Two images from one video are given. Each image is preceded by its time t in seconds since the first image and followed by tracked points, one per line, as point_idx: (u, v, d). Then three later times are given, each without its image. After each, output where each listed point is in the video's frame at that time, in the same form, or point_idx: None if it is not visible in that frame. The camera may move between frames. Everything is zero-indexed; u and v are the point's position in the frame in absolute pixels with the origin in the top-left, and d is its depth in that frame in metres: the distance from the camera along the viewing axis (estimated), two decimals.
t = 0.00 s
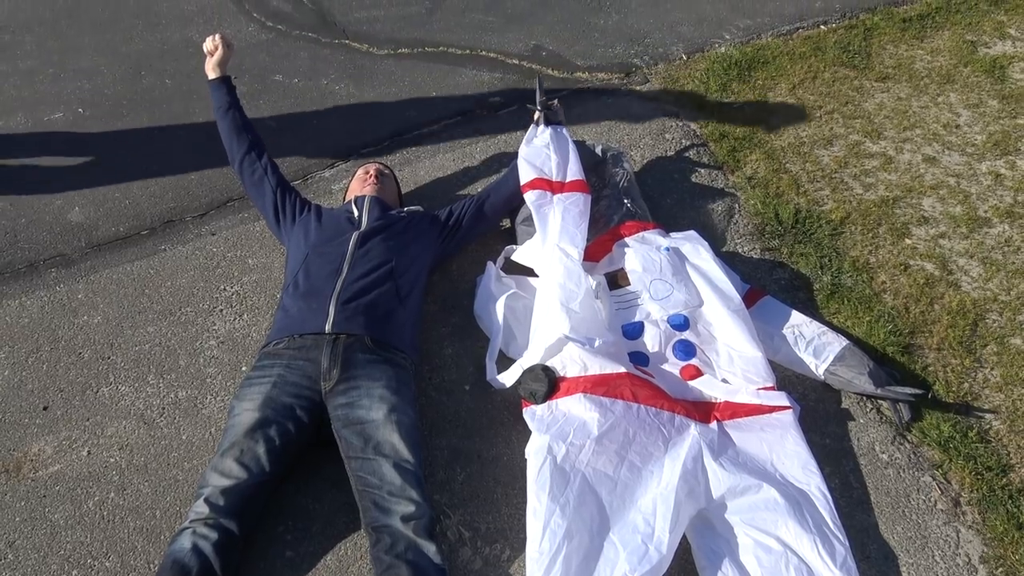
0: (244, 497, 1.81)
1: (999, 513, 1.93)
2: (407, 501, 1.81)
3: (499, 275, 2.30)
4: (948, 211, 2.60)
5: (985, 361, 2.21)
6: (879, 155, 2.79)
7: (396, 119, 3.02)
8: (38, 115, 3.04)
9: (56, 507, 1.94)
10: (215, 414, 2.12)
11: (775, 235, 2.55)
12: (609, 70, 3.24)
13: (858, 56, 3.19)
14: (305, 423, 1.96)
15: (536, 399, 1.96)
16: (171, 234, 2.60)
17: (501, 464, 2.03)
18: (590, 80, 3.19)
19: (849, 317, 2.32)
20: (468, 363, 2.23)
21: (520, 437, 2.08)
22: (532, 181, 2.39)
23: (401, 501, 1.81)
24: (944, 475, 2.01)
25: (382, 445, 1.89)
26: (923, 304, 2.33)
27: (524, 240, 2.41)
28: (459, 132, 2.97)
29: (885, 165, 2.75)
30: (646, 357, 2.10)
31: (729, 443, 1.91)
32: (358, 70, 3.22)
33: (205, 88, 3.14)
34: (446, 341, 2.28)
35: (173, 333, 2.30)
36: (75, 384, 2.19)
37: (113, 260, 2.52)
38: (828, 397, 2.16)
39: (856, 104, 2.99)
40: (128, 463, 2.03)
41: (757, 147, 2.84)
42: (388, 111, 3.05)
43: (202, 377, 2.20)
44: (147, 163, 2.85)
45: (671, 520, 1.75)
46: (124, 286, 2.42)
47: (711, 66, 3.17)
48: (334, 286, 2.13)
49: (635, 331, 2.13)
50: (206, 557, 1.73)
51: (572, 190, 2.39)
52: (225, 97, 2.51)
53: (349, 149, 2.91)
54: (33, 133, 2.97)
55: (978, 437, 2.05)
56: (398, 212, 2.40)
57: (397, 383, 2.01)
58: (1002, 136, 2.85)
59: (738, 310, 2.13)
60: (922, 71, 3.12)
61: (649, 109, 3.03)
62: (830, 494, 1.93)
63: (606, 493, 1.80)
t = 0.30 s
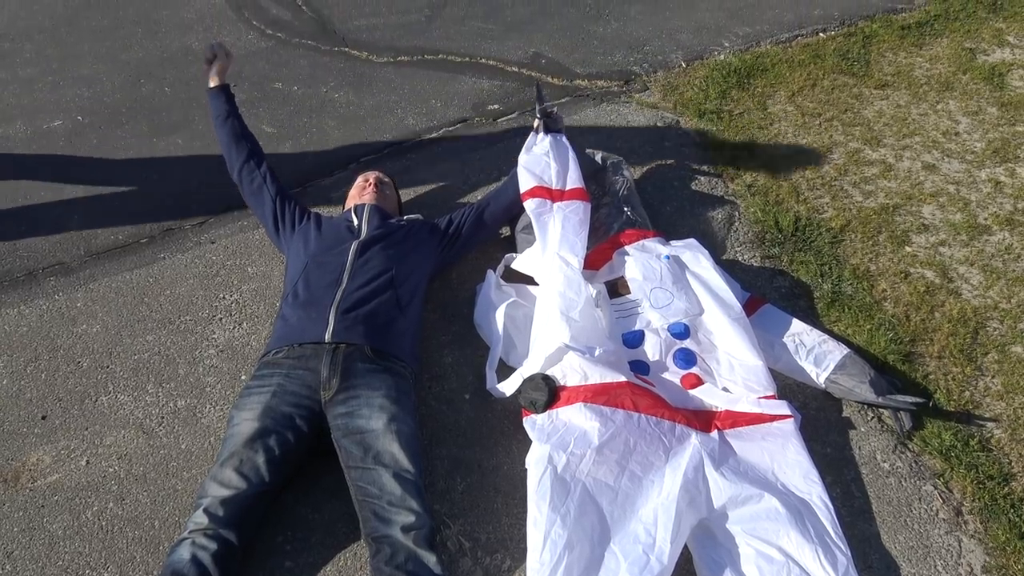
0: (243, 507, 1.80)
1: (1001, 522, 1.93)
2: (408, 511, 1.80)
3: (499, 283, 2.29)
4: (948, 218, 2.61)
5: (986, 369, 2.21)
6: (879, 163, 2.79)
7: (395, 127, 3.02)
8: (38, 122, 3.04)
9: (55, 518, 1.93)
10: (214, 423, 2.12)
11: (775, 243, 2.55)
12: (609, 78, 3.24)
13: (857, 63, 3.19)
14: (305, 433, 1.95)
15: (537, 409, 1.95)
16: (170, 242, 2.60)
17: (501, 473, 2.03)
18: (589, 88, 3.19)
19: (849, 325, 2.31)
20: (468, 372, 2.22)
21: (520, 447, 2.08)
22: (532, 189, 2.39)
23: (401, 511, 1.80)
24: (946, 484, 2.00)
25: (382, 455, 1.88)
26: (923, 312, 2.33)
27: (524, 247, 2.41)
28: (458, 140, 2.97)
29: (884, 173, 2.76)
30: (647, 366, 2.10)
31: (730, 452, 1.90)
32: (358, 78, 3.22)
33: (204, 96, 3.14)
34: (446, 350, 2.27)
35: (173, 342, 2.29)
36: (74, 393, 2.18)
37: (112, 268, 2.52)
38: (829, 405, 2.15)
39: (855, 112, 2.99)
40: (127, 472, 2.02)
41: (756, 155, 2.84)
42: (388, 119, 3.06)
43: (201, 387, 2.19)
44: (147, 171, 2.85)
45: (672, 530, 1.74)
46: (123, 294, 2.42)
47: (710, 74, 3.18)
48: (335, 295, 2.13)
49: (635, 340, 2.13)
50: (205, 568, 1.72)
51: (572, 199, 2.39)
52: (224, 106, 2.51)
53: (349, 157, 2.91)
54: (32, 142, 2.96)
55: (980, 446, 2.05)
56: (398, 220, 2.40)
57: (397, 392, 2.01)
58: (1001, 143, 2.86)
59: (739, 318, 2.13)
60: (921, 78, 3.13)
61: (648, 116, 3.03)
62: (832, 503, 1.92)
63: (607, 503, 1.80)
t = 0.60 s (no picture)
0: (244, 520, 1.79)
1: (1005, 533, 1.91)
2: (408, 524, 1.78)
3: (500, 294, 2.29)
4: (950, 226, 2.60)
5: (989, 378, 2.20)
6: (880, 170, 2.79)
7: (395, 136, 3.02)
8: (37, 132, 3.03)
9: (53, 531, 1.92)
10: (213, 435, 2.11)
11: (777, 251, 2.54)
12: (609, 86, 3.24)
13: (858, 70, 3.19)
14: (306, 445, 1.94)
15: (538, 421, 1.94)
16: (170, 252, 2.59)
17: (503, 485, 2.01)
18: (590, 96, 3.19)
19: (851, 334, 2.30)
20: (469, 382, 2.21)
21: (521, 458, 2.06)
22: (534, 199, 2.39)
23: (401, 524, 1.78)
24: (950, 494, 1.99)
25: (383, 467, 1.87)
26: (925, 320, 2.32)
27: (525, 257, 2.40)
28: (458, 148, 2.97)
29: (886, 180, 2.75)
30: (649, 376, 2.09)
31: (733, 464, 1.89)
32: (357, 86, 3.22)
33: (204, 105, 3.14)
34: (447, 360, 2.26)
35: (173, 353, 2.28)
36: (73, 405, 2.17)
37: (111, 278, 2.51)
38: (831, 415, 2.14)
39: (856, 119, 2.99)
40: (126, 485, 2.01)
41: (757, 162, 2.83)
42: (388, 127, 3.05)
43: (200, 398, 2.18)
44: (146, 181, 2.85)
45: (674, 542, 1.72)
46: (122, 305, 2.41)
47: (710, 81, 3.18)
48: (336, 307, 2.12)
49: (637, 350, 2.12)
50: None
51: (574, 209, 2.38)
52: (219, 119, 2.47)
53: (348, 166, 2.90)
54: (32, 152, 2.96)
55: (983, 455, 2.04)
56: (398, 231, 2.39)
57: (398, 404, 2.00)
58: (1002, 150, 2.85)
59: (741, 328, 2.12)
60: (922, 85, 3.13)
61: (649, 124, 3.02)
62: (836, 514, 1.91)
63: (609, 515, 1.78)
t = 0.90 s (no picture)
0: (240, 529, 1.76)
1: (1010, 544, 1.89)
2: (405, 535, 1.75)
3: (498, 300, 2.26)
4: (952, 232, 2.58)
5: (993, 386, 2.18)
6: (881, 175, 2.77)
7: (394, 139, 3.00)
8: (33, 135, 3.01)
9: (46, 541, 1.89)
10: (209, 443, 2.08)
11: (778, 257, 2.52)
12: (609, 90, 3.22)
13: (859, 75, 3.18)
14: (302, 454, 1.92)
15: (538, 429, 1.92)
16: (166, 257, 2.57)
17: (502, 494, 1.99)
18: (590, 100, 3.17)
19: (853, 341, 2.28)
20: (468, 390, 2.19)
21: (520, 467, 2.04)
22: (529, 203, 2.38)
23: (398, 534, 1.76)
24: (954, 504, 1.97)
25: (380, 476, 1.84)
26: (928, 327, 2.30)
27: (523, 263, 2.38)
28: (458, 152, 2.95)
29: (888, 185, 2.73)
30: (649, 384, 2.07)
31: (734, 473, 1.87)
32: (356, 89, 3.20)
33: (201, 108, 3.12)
34: (446, 368, 2.24)
35: (168, 359, 2.26)
36: (67, 412, 2.14)
37: (106, 283, 2.48)
38: (833, 423, 2.12)
39: (857, 123, 2.97)
40: (120, 494, 1.98)
41: (757, 167, 2.81)
42: (386, 131, 3.03)
43: (196, 406, 2.15)
44: (143, 184, 2.82)
45: (675, 554, 1.70)
46: (117, 310, 2.38)
47: (710, 85, 3.16)
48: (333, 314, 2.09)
49: (637, 357, 2.10)
50: None
51: (571, 211, 2.37)
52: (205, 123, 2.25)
53: (347, 170, 2.87)
54: (27, 155, 2.93)
55: (987, 465, 2.02)
56: (395, 237, 2.37)
57: (395, 413, 1.97)
58: (1005, 155, 2.83)
59: (743, 335, 2.10)
60: (923, 89, 3.11)
61: (649, 128, 3.00)
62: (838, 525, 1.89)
63: (609, 526, 1.76)
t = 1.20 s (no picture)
0: (236, 537, 1.74)
1: (1014, 555, 1.87)
2: (402, 545, 1.73)
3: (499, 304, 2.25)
4: (956, 237, 2.56)
5: (997, 395, 2.16)
6: (884, 180, 2.75)
7: (393, 142, 2.98)
8: (30, 137, 2.99)
9: (40, 550, 1.87)
10: (205, 450, 2.06)
11: (780, 263, 2.50)
12: (610, 93, 3.20)
13: (862, 78, 3.16)
14: (300, 461, 1.90)
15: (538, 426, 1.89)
16: (163, 261, 2.55)
17: (501, 503, 1.97)
18: (590, 103, 3.15)
19: (856, 348, 2.26)
20: (467, 397, 2.17)
21: (520, 475, 2.02)
22: (529, 203, 2.37)
23: (395, 544, 1.73)
24: (957, 515, 1.95)
25: (377, 485, 1.82)
26: (931, 334, 2.28)
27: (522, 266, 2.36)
28: (457, 155, 2.93)
29: (891, 190, 2.71)
30: (650, 389, 2.05)
31: (736, 483, 1.85)
32: (355, 92, 3.18)
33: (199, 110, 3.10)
34: (445, 374, 2.22)
35: (164, 365, 2.24)
36: (62, 418, 2.12)
37: (103, 288, 2.46)
38: (836, 432, 2.10)
39: (860, 127, 2.94)
40: (115, 502, 1.96)
41: (759, 171, 2.79)
42: (386, 134, 3.01)
43: (192, 412, 2.13)
44: (140, 187, 2.80)
45: (676, 565, 1.68)
46: (113, 315, 2.36)
47: (712, 88, 3.14)
48: (333, 321, 2.07)
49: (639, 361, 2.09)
50: None
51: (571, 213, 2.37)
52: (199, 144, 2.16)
53: (346, 173, 2.85)
54: (24, 157, 2.91)
55: (991, 474, 2.00)
56: (391, 241, 2.34)
57: (394, 420, 1.95)
58: (1009, 160, 2.81)
59: (744, 342, 2.08)
60: (926, 93, 3.09)
61: (650, 132, 2.98)
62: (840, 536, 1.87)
63: (609, 535, 1.74)
